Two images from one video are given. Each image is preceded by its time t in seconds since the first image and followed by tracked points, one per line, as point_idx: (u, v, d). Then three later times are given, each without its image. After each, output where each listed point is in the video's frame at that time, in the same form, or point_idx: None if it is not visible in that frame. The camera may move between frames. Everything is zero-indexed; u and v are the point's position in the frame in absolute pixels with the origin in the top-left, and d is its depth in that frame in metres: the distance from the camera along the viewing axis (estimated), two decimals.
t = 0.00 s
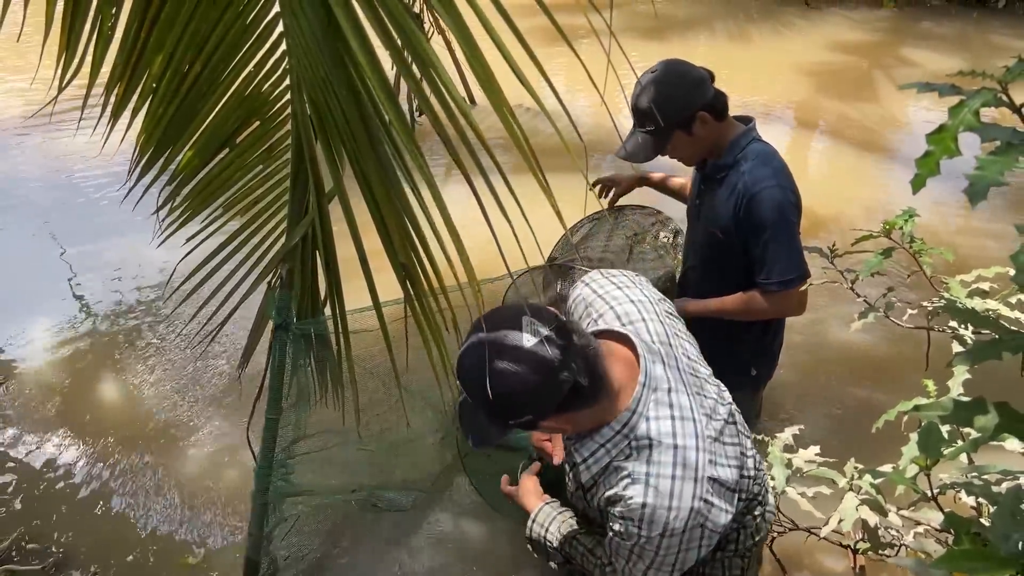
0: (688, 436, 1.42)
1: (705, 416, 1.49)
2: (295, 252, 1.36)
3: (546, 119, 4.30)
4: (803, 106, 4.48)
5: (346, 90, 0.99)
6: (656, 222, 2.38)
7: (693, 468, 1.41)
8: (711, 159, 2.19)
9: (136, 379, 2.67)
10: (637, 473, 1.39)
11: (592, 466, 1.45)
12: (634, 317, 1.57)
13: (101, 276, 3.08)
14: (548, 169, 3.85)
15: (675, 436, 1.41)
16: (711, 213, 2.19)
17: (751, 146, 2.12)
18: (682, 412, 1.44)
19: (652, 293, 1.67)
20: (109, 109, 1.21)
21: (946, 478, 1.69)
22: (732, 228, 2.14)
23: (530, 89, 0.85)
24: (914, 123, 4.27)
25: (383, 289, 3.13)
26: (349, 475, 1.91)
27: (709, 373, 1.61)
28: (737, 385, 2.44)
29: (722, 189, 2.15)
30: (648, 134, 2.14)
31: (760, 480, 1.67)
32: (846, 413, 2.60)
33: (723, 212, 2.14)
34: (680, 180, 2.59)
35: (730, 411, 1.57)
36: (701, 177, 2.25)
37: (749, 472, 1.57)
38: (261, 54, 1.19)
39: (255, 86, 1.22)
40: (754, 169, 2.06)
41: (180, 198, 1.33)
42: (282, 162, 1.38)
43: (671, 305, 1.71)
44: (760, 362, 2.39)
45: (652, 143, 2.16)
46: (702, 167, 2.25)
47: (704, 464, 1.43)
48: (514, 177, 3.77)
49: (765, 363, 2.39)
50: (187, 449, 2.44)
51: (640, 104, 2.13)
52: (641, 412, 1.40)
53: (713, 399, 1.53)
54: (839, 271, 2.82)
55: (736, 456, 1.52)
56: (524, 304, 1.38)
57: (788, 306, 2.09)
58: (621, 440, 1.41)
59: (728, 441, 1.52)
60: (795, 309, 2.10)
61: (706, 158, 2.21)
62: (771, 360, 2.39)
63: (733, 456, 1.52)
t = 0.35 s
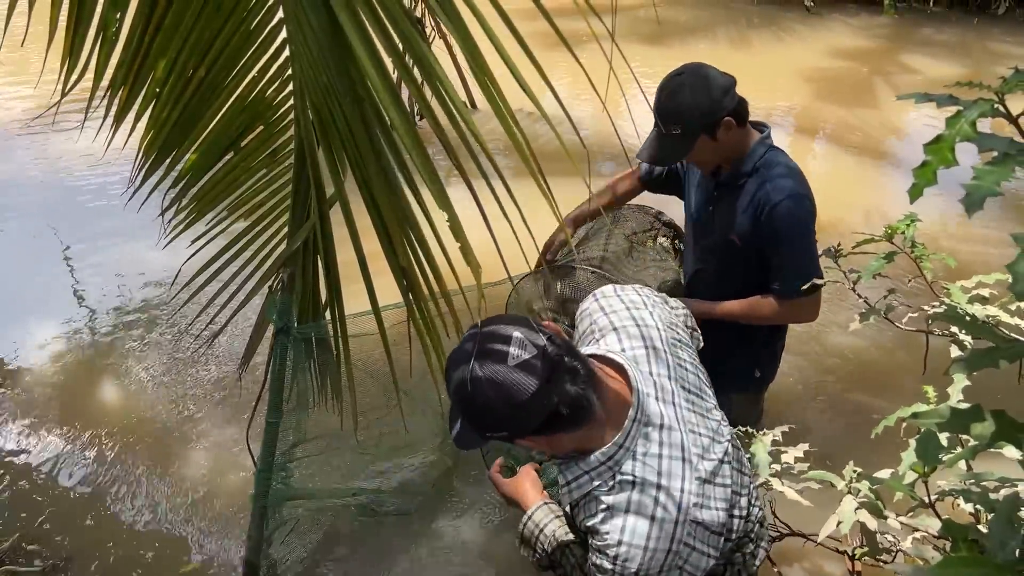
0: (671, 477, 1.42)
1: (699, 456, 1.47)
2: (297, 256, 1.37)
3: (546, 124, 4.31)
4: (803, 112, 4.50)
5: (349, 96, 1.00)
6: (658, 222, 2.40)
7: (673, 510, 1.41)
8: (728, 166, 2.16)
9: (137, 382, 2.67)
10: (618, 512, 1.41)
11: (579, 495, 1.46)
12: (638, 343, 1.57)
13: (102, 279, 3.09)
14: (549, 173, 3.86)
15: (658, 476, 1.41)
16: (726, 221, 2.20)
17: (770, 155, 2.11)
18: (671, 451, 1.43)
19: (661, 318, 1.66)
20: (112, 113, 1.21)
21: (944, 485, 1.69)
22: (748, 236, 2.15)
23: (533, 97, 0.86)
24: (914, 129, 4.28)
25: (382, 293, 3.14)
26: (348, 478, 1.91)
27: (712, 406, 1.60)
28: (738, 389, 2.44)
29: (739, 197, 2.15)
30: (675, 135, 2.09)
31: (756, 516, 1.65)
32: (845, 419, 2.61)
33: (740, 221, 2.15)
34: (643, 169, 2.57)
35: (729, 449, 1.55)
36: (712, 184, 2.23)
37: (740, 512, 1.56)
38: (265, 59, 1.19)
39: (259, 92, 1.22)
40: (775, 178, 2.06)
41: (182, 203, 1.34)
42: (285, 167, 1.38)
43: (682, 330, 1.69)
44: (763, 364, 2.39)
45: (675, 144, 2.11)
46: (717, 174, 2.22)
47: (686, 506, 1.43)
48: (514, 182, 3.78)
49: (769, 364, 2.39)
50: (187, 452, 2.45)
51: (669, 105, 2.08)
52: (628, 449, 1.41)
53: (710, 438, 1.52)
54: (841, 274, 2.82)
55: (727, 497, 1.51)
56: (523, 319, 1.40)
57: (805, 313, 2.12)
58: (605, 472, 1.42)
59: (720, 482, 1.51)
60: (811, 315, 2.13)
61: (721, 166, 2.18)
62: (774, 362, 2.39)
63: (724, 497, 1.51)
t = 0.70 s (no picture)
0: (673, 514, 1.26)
1: (705, 495, 1.31)
2: (298, 260, 1.37)
3: (548, 129, 4.32)
4: (803, 117, 4.51)
5: (352, 100, 1.00)
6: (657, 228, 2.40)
7: (669, 553, 1.24)
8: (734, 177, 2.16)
9: (137, 385, 2.67)
10: (605, 544, 1.23)
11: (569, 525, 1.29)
12: (645, 371, 1.43)
13: (102, 282, 3.10)
14: (550, 178, 3.87)
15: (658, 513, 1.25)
16: (735, 228, 2.20)
17: (775, 160, 2.12)
18: (674, 485, 1.27)
19: (675, 346, 1.52)
20: (113, 118, 1.20)
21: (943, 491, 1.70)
22: (760, 240, 2.15)
23: (535, 100, 0.87)
24: (915, 135, 4.29)
25: (384, 297, 3.14)
26: (348, 483, 1.91)
27: (724, 442, 1.44)
28: (741, 392, 2.45)
29: (748, 203, 2.15)
30: (691, 142, 2.07)
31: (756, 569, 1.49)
32: (845, 425, 2.61)
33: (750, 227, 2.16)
34: (632, 191, 2.47)
35: (737, 491, 1.39)
36: (716, 193, 2.23)
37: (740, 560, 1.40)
38: (267, 64, 1.19)
39: (261, 96, 1.23)
40: (786, 178, 2.07)
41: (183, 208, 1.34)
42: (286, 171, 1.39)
43: (698, 361, 1.54)
44: (769, 365, 2.39)
45: (689, 151, 2.09)
46: (720, 185, 2.21)
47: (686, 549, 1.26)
48: (515, 186, 3.79)
49: (775, 365, 2.40)
50: (188, 456, 2.45)
51: (685, 112, 2.06)
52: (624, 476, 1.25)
53: (718, 476, 1.36)
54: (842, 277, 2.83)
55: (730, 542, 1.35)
56: (528, 332, 1.29)
57: (820, 311, 2.16)
58: (600, 504, 1.26)
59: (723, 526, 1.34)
60: (825, 313, 2.17)
61: (727, 174, 2.17)
62: (780, 362, 2.40)
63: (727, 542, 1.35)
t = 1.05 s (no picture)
0: (687, 522, 1.28)
1: (720, 508, 1.33)
2: (299, 266, 1.37)
3: (548, 135, 4.33)
4: (802, 124, 4.52)
5: (355, 107, 1.01)
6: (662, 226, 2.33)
7: (678, 557, 1.25)
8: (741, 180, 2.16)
9: (137, 390, 2.67)
10: (615, 540, 1.26)
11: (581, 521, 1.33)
12: (679, 378, 1.46)
13: (102, 288, 3.10)
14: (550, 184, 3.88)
15: (669, 518, 1.27)
16: (736, 233, 2.20)
17: (780, 165, 2.13)
18: (692, 494, 1.29)
19: (712, 359, 1.54)
20: (115, 124, 1.20)
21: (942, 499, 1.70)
22: (762, 246, 2.16)
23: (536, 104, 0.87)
24: (913, 142, 4.30)
25: (383, 302, 3.15)
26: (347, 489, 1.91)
27: (748, 460, 1.46)
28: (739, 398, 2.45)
29: (752, 207, 2.16)
30: (703, 143, 2.06)
31: None
32: (844, 431, 2.61)
33: (750, 232, 2.17)
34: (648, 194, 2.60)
35: (754, 511, 1.41)
36: (719, 197, 2.23)
37: None
38: (269, 72, 1.20)
39: (263, 102, 1.23)
40: (790, 182, 2.08)
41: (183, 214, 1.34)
42: (286, 177, 1.39)
43: (731, 376, 1.56)
44: (768, 372, 2.40)
45: (699, 152, 2.08)
46: (724, 190, 2.21)
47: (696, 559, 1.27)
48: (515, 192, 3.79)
49: (773, 372, 2.40)
50: (187, 462, 2.44)
51: (699, 113, 2.06)
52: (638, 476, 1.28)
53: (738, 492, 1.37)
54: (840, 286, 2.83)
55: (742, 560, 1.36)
56: (560, 323, 1.33)
57: (811, 320, 2.17)
58: (615, 502, 1.29)
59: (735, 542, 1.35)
60: (815, 323, 2.18)
61: (732, 179, 2.17)
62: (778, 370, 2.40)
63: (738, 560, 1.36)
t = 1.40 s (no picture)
0: (672, 466, 1.34)
1: (713, 468, 1.38)
2: (298, 272, 1.37)
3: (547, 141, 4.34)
4: (801, 130, 4.53)
5: (355, 115, 1.01)
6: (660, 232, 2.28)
7: (652, 485, 1.33)
8: (736, 181, 2.17)
9: (135, 397, 2.67)
10: (604, 454, 1.37)
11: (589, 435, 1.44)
12: (726, 345, 1.50)
13: (102, 294, 3.10)
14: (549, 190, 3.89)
15: (656, 455, 1.35)
16: (730, 234, 2.23)
17: (777, 168, 2.13)
18: (687, 443, 1.36)
19: (768, 342, 1.55)
20: (110, 136, 1.21)
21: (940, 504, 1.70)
22: (754, 249, 2.19)
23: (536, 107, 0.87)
24: (912, 148, 4.31)
25: (382, 308, 3.15)
26: (346, 495, 1.91)
27: (767, 446, 1.49)
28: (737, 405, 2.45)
29: (745, 210, 2.18)
30: (698, 144, 2.07)
31: None
32: (842, 437, 2.62)
33: (744, 233, 2.19)
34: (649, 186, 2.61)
35: (753, 493, 1.43)
36: (715, 199, 2.26)
37: (723, 551, 1.45)
38: (268, 79, 1.20)
39: (262, 109, 1.23)
40: (785, 187, 2.08)
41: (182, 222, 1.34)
42: (284, 184, 1.40)
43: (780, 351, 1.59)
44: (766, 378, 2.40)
45: (694, 154, 2.09)
46: (720, 191, 2.23)
47: (666, 499, 1.34)
48: (515, 198, 3.80)
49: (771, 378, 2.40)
50: (186, 468, 2.44)
51: (695, 113, 2.07)
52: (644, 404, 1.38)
53: (739, 465, 1.41)
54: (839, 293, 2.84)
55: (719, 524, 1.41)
56: (642, 246, 1.44)
57: (798, 326, 2.16)
58: (618, 424, 1.40)
59: (719, 507, 1.40)
60: (802, 330, 2.17)
61: (727, 180, 2.18)
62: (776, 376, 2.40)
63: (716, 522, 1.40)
